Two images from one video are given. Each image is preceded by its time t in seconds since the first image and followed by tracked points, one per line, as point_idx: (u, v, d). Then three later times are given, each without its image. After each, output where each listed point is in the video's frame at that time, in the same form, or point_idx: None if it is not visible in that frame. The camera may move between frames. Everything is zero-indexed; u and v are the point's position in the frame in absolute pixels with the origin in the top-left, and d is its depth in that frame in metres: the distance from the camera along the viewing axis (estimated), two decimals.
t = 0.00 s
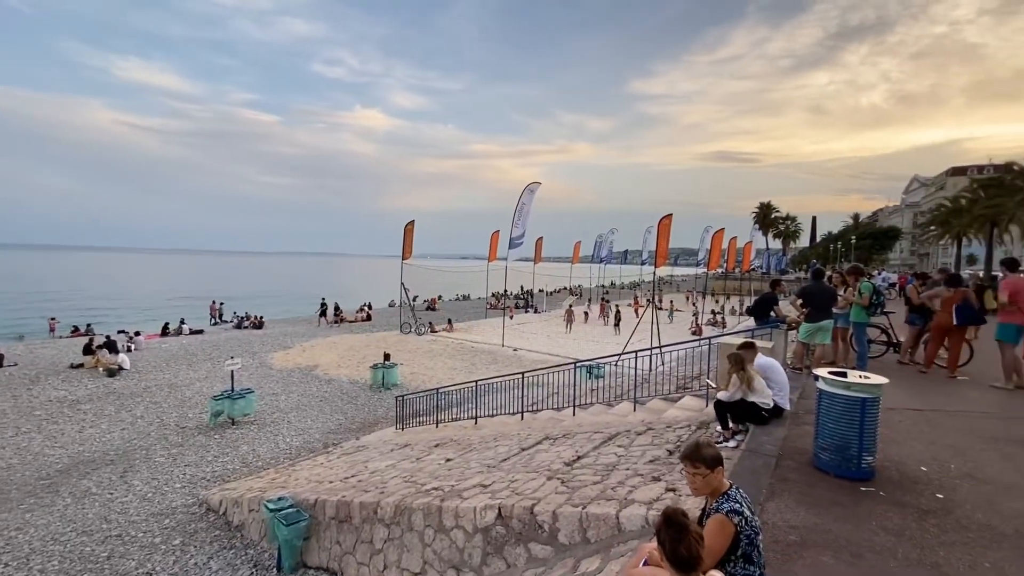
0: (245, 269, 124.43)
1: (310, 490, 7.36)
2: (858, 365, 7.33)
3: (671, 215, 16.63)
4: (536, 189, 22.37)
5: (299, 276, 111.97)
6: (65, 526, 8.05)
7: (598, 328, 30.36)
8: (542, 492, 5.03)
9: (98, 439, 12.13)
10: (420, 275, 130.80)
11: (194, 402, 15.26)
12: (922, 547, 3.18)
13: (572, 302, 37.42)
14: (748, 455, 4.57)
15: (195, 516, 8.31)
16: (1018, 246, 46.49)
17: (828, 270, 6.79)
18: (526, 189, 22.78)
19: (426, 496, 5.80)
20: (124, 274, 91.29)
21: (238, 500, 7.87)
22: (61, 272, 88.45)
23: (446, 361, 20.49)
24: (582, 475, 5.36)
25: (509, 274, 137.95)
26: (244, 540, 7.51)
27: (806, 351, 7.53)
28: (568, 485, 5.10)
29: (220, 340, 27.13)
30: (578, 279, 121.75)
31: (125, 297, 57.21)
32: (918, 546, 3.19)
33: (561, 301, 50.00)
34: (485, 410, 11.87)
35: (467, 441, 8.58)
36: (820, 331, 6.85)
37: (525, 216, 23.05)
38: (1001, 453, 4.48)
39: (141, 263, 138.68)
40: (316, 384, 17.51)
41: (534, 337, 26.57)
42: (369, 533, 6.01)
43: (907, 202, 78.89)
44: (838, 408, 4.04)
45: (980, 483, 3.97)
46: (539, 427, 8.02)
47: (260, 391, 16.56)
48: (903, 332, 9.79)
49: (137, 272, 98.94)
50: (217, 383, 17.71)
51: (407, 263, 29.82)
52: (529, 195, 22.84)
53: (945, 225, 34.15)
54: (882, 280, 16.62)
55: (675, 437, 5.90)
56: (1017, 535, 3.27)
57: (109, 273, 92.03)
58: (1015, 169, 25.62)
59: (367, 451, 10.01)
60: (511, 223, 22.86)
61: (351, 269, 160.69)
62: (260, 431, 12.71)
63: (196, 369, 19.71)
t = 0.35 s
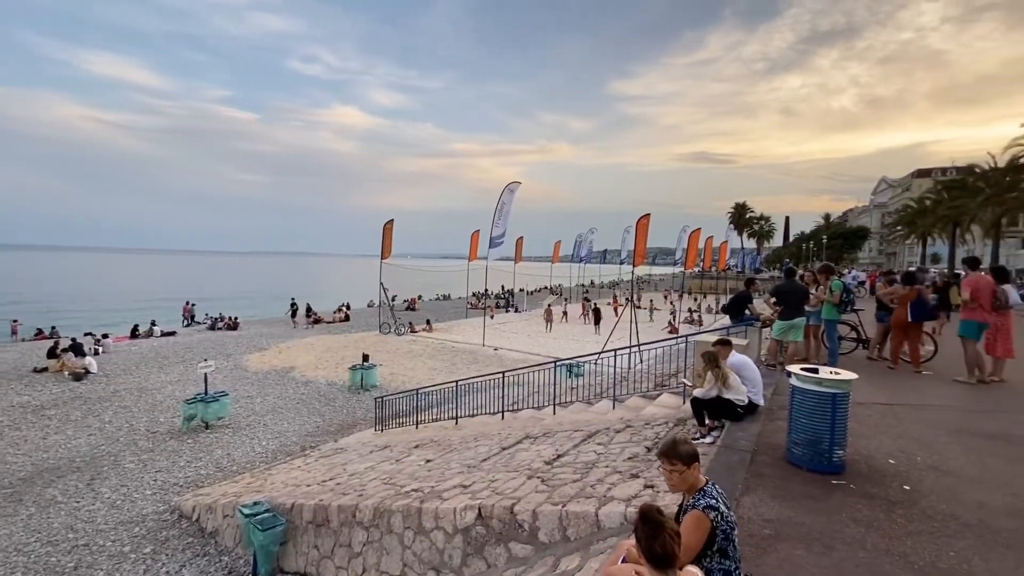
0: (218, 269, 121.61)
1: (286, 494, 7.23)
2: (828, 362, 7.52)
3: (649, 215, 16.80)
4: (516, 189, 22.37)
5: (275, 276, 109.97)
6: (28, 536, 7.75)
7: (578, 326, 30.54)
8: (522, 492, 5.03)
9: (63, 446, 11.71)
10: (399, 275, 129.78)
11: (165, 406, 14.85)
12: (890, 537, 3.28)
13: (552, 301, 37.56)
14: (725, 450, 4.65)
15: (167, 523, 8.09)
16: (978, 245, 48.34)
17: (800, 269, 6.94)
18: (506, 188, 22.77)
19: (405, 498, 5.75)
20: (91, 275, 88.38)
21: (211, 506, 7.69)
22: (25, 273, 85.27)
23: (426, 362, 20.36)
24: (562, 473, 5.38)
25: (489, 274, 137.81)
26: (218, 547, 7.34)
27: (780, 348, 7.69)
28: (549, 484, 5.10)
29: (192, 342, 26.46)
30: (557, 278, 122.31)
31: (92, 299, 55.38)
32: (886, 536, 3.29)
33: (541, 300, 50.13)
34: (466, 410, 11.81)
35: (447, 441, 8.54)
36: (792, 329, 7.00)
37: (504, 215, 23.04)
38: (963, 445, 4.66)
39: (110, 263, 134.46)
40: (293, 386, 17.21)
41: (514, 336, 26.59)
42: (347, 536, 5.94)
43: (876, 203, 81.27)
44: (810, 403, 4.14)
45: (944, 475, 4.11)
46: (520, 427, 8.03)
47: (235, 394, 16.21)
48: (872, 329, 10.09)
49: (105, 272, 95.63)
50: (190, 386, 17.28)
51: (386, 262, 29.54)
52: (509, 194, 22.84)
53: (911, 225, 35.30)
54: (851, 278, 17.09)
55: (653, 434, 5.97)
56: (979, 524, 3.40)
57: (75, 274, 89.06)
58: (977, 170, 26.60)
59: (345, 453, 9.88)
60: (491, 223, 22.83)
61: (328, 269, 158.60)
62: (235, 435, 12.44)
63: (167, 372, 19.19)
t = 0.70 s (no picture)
0: (193, 270, 118.88)
1: (265, 499, 7.12)
2: (803, 360, 7.69)
3: (630, 216, 16.97)
4: (498, 189, 22.38)
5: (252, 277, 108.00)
6: None
7: (560, 326, 30.67)
8: (504, 492, 5.04)
9: (30, 454, 11.32)
10: (380, 275, 128.74)
11: (138, 411, 14.47)
12: (862, 530, 3.37)
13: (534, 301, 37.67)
14: (703, 448, 4.72)
15: (140, 531, 7.88)
16: (945, 245, 50.00)
17: (775, 269, 7.08)
18: (488, 188, 22.75)
19: (387, 501, 5.71)
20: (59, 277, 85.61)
21: (186, 513, 7.52)
22: None
23: (408, 363, 20.22)
24: (544, 473, 5.40)
25: (471, 274, 137.49)
26: (193, 555, 7.18)
27: (756, 347, 7.84)
28: (531, 484, 5.12)
29: (167, 345, 25.83)
30: (539, 278, 122.64)
31: (60, 301, 53.62)
32: (858, 529, 3.37)
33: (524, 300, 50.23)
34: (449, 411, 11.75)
35: (429, 443, 8.50)
36: (769, 327, 7.15)
37: (487, 215, 23.02)
38: (931, 439, 4.81)
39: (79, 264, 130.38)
40: (272, 389, 16.93)
41: (497, 336, 26.58)
42: (328, 540, 5.87)
43: (848, 204, 83.42)
44: (785, 400, 4.22)
45: (913, 468, 4.24)
46: (502, 427, 8.02)
47: (211, 398, 15.87)
48: (844, 327, 10.37)
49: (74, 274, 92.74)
50: (165, 390, 16.87)
51: (367, 263, 29.27)
52: (491, 195, 22.83)
53: (882, 226, 36.32)
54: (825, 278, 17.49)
55: (633, 433, 6.03)
56: (946, 515, 3.52)
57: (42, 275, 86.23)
58: (944, 173, 27.47)
59: (325, 456, 9.76)
60: (473, 223, 22.79)
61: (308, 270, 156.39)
62: (211, 439, 12.19)
63: (141, 377, 18.70)
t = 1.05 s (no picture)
0: (171, 271, 116.50)
1: (245, 504, 7.00)
2: (783, 358, 7.82)
3: (613, 216, 17.10)
4: (482, 190, 22.37)
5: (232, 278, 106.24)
6: None
7: (545, 326, 30.76)
8: (488, 493, 5.03)
9: None
10: (363, 276, 127.74)
11: (114, 415, 14.13)
12: (839, 524, 3.44)
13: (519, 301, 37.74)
14: (685, 446, 4.78)
15: (115, 540, 7.69)
16: (918, 246, 51.35)
17: (755, 269, 7.19)
18: (473, 188, 22.71)
19: (370, 504, 5.66)
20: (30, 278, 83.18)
21: (164, 520, 7.36)
22: None
23: (392, 364, 20.09)
24: (529, 473, 5.41)
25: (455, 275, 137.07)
26: (171, 562, 7.03)
27: (737, 346, 7.95)
28: (515, 484, 5.13)
29: (144, 348, 25.26)
30: (523, 279, 122.86)
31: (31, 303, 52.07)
32: (835, 524, 3.44)
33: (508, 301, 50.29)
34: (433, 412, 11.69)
35: (413, 445, 8.46)
36: (749, 326, 7.25)
37: (471, 216, 22.98)
38: (905, 435, 4.92)
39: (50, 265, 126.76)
40: (253, 392, 16.68)
41: (481, 337, 26.55)
42: (310, 545, 5.80)
43: (825, 205, 85.09)
44: (764, 398, 4.30)
45: (887, 463, 4.34)
46: (486, 428, 8.01)
47: (190, 401, 15.57)
48: (823, 327, 10.57)
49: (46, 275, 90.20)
50: (142, 394, 16.51)
51: (350, 264, 29.02)
52: (475, 195, 22.79)
53: (858, 227, 37.15)
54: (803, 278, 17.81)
55: (617, 432, 6.07)
56: (919, 509, 3.61)
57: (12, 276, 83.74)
58: (917, 175, 28.20)
59: (308, 460, 9.65)
60: (457, 223, 22.73)
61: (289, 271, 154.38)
62: (190, 444, 11.96)
63: (117, 380, 18.26)
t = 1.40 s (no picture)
0: (154, 273, 114.66)
1: (229, 508, 6.91)
2: (767, 357, 7.91)
3: (601, 217, 17.17)
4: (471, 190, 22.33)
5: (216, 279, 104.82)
6: None
7: (534, 326, 30.81)
8: (477, 495, 5.02)
9: None
10: (350, 276, 126.89)
11: (95, 420, 13.85)
12: (822, 521, 3.49)
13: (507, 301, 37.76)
14: (671, 445, 4.83)
15: (96, 546, 7.54)
16: (899, 246, 52.32)
17: (740, 269, 7.27)
18: (461, 189, 22.66)
19: (357, 507, 5.62)
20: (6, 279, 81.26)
21: (146, 526, 7.24)
22: None
23: (380, 365, 19.96)
24: (517, 474, 5.41)
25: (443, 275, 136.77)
26: (153, 568, 6.92)
27: (722, 345, 8.04)
28: (504, 485, 5.12)
29: (125, 350, 24.81)
30: (511, 279, 122.96)
31: (7, 305, 50.84)
32: (819, 520, 3.50)
33: (496, 301, 50.27)
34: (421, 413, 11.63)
35: (401, 446, 8.42)
36: (734, 326, 7.33)
37: (459, 216, 22.93)
38: (885, 432, 5.03)
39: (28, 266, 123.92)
40: (238, 394, 16.47)
41: (469, 337, 26.52)
42: (296, 549, 5.74)
43: (809, 206, 86.40)
44: (749, 397, 4.35)
45: (869, 460, 4.42)
46: (474, 429, 8.00)
47: (173, 404, 15.33)
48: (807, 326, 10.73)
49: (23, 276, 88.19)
50: (123, 397, 16.21)
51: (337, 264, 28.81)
52: (463, 195, 22.74)
53: (840, 227, 37.78)
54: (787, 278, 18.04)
55: (605, 432, 6.09)
56: (900, 505, 3.67)
57: None
58: (897, 177, 28.74)
59: (294, 463, 9.56)
60: (446, 224, 22.67)
61: (275, 272, 152.73)
62: (174, 448, 11.77)
63: (97, 384, 17.91)
